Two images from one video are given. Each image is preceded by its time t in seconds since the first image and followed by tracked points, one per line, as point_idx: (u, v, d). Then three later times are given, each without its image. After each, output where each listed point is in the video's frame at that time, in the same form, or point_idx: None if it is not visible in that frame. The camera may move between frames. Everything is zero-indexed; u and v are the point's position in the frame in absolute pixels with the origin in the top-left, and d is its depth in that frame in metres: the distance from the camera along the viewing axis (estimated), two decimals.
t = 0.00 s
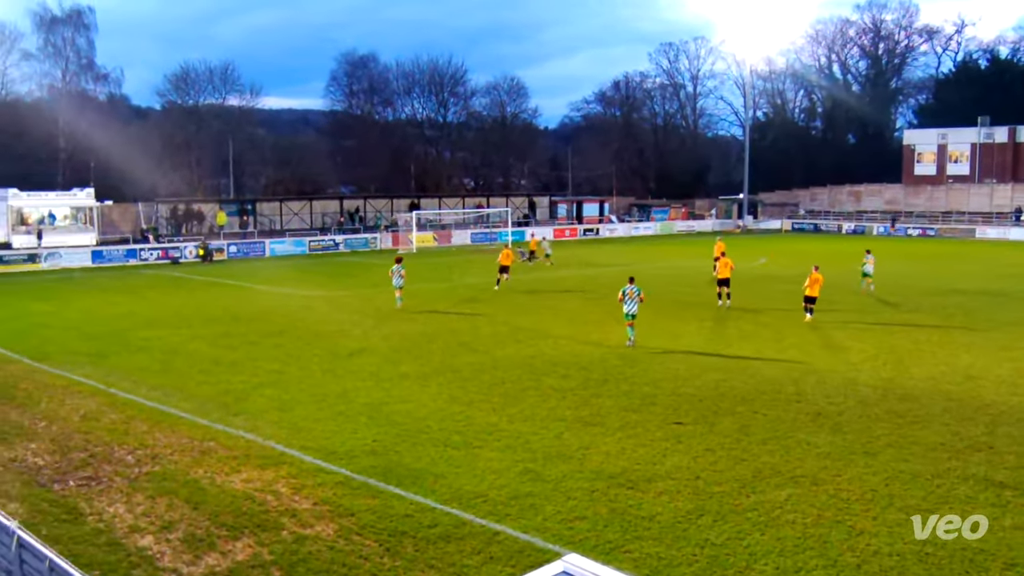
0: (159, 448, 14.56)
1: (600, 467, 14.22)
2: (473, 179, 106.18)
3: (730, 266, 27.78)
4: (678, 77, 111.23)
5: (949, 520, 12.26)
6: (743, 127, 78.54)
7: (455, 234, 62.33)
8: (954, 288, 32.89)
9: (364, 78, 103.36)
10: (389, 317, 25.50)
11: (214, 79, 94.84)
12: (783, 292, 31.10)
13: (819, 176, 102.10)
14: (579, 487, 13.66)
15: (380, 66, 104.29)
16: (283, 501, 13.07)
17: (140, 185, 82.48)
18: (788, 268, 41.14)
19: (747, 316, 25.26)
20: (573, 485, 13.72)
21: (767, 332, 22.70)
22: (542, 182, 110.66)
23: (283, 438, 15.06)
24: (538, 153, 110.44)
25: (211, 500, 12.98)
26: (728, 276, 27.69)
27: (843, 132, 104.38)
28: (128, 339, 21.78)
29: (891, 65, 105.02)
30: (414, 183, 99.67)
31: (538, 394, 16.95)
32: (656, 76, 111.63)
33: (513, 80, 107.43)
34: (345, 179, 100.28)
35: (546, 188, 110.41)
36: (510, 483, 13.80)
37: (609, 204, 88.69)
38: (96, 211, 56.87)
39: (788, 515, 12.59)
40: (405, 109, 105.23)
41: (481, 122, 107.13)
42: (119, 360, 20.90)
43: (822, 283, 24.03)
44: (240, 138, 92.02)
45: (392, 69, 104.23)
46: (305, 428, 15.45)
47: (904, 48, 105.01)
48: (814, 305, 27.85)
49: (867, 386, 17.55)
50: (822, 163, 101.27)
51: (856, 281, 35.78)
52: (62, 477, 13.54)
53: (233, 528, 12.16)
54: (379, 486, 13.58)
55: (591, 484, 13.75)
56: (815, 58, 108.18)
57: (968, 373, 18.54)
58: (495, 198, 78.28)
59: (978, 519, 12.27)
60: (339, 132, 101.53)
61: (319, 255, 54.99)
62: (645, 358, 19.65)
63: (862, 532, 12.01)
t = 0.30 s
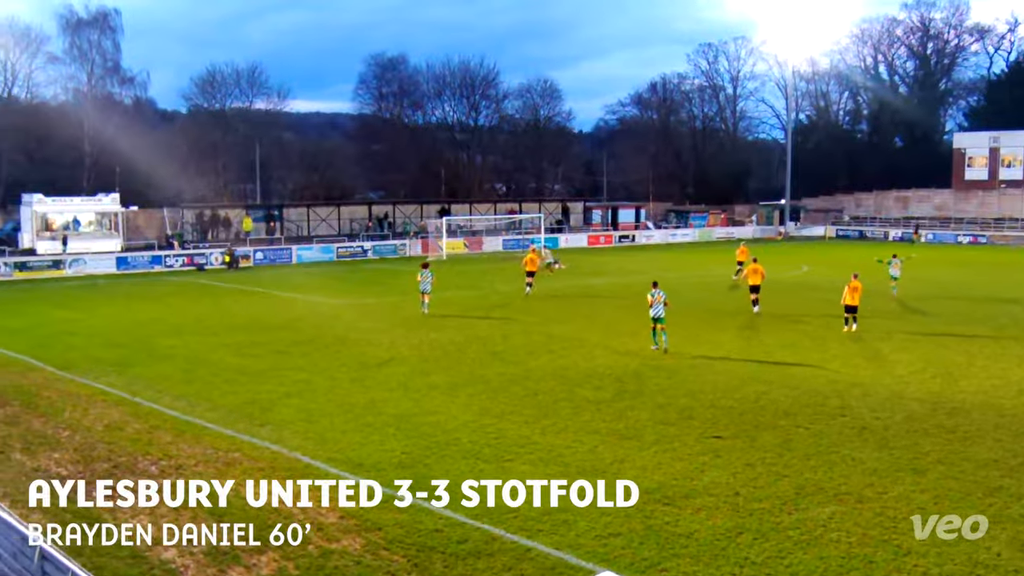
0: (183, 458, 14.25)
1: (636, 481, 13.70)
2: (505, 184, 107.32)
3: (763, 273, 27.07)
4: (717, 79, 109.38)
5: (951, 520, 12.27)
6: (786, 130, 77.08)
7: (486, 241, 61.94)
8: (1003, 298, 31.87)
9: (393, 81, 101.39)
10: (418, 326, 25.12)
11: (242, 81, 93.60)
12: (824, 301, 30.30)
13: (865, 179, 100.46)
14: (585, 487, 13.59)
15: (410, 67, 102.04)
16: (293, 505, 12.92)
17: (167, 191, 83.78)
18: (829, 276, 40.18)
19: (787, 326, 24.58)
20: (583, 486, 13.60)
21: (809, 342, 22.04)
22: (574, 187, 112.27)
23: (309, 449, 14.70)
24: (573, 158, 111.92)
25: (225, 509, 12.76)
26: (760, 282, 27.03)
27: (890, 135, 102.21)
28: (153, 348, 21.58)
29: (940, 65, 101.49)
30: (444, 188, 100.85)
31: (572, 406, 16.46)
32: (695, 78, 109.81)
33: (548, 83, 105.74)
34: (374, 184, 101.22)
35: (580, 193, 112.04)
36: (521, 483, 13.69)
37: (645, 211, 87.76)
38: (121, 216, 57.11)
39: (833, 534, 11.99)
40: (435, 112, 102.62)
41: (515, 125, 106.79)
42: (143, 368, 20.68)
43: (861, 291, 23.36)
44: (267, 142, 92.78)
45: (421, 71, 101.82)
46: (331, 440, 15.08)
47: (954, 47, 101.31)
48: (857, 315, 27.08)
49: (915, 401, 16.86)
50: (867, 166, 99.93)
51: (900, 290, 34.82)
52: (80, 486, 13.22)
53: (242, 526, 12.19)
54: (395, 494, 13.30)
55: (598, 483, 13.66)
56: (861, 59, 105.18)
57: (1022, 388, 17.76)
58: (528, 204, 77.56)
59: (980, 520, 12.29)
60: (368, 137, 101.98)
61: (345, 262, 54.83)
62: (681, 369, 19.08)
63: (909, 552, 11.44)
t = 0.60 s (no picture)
0: (206, 467, 13.93)
1: (670, 494, 13.19)
2: (535, 185, 106.86)
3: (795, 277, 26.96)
4: (756, 76, 107.30)
5: (950, 520, 12.22)
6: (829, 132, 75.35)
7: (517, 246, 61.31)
8: None
9: (422, 80, 102.29)
10: (446, 332, 24.73)
11: (267, 81, 92.48)
12: (867, 307, 29.48)
13: (912, 180, 99.47)
14: (585, 488, 13.47)
15: (439, 66, 102.62)
16: (292, 505, 12.86)
17: (190, 193, 84.07)
18: (871, 282, 39.21)
19: (827, 334, 23.93)
20: (585, 486, 13.48)
21: (851, 351, 21.38)
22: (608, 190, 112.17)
23: (335, 459, 14.32)
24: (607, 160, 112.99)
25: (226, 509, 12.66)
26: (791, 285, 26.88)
27: (938, 135, 100.31)
28: (176, 353, 21.34)
29: (990, 61, 97.86)
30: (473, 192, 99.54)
31: (605, 416, 15.96)
32: (733, 76, 107.88)
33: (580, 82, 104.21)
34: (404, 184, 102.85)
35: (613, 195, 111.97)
36: (529, 487, 13.47)
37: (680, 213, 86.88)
38: (144, 219, 57.17)
39: (877, 550, 11.42)
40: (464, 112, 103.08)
41: (545, 125, 105.75)
42: (165, 373, 20.46)
43: (904, 297, 22.80)
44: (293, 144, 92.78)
45: (451, 71, 102.18)
46: (357, 449, 14.70)
47: (1005, 43, 97.11)
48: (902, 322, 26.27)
49: (965, 413, 16.17)
50: (915, 166, 99.22)
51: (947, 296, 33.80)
52: (80, 486, 13.11)
53: (243, 526, 12.12)
54: (395, 493, 13.24)
55: (599, 482, 13.54)
56: (907, 56, 102.46)
57: None
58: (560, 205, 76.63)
59: (979, 520, 12.21)
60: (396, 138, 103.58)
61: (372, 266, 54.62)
62: (717, 378, 18.50)
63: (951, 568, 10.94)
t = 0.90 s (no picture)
0: (229, 472, 13.66)
1: (705, 505, 12.75)
2: (566, 185, 106.57)
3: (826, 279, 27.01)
4: (796, 71, 105.23)
5: (951, 520, 12.09)
6: (871, 130, 73.64)
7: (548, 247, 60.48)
8: None
9: (450, 77, 101.03)
10: (474, 335, 24.36)
11: (291, 79, 92.61)
12: (908, 312, 28.77)
13: (959, 179, 97.14)
14: (584, 488, 13.35)
15: (467, 63, 101.48)
16: (292, 505, 12.74)
17: (212, 192, 84.46)
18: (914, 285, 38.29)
19: (867, 339, 23.34)
20: (584, 485, 13.35)
21: (892, 357, 20.79)
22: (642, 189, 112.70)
23: (360, 465, 13.99)
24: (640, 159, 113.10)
25: (226, 509, 12.56)
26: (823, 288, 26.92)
27: (985, 133, 97.76)
28: (198, 357, 21.12)
29: None
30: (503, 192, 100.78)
31: (637, 423, 15.53)
32: (771, 72, 106.31)
33: (612, 79, 103.03)
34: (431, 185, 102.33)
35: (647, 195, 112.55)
36: (529, 487, 13.34)
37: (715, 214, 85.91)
38: (166, 220, 57.25)
39: (921, 564, 10.92)
40: (493, 110, 103.56)
41: (577, 123, 104.93)
42: (187, 377, 20.26)
43: (948, 300, 22.27)
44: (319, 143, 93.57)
45: (480, 68, 102.11)
46: (384, 455, 14.35)
47: None
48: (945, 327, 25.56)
49: (1013, 422, 15.57)
50: (963, 165, 96.77)
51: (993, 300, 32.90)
52: (80, 486, 13.01)
53: (243, 526, 12.03)
54: (395, 493, 13.13)
55: (599, 482, 13.42)
56: (952, 52, 100.38)
57: None
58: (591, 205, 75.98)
59: (980, 520, 12.09)
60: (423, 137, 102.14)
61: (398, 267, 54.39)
62: (753, 384, 18.02)
63: None
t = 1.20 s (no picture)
0: (255, 476, 13.49)
1: (740, 512, 12.39)
2: (599, 185, 104.69)
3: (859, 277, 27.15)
4: (834, 68, 104.90)
5: (951, 520, 11.99)
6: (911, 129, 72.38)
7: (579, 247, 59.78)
8: None
9: (479, 75, 101.31)
10: (503, 338, 24.12)
11: (318, 77, 93.54)
12: (950, 316, 28.16)
13: (1002, 179, 95.64)
14: (584, 488, 13.26)
15: (497, 61, 101.88)
16: (292, 505, 12.66)
17: (237, 193, 84.42)
18: (956, 288, 37.52)
19: (907, 343, 22.84)
20: (584, 486, 13.28)
21: (934, 362, 20.32)
22: (674, 190, 110.15)
23: (387, 470, 13.76)
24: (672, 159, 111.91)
25: (227, 509, 12.47)
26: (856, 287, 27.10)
27: None
28: (224, 359, 20.98)
29: None
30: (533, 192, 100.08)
31: (670, 429, 15.21)
32: (809, 69, 105.76)
33: (644, 77, 103.43)
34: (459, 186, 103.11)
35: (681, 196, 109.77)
36: (529, 487, 13.26)
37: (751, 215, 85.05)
38: (191, 220, 57.47)
39: None
40: (522, 109, 103.12)
41: (609, 122, 104.36)
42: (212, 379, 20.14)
43: (995, 303, 21.77)
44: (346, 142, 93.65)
45: (508, 66, 102.16)
46: (412, 460, 14.11)
47: None
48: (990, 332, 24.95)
49: None
50: (1007, 165, 95.03)
51: None
52: (80, 486, 12.91)
53: (243, 526, 11.94)
54: (396, 493, 13.05)
55: (599, 482, 13.34)
56: (997, 48, 99.41)
57: None
58: (623, 206, 75.46)
59: (979, 520, 12.00)
60: (452, 136, 102.60)
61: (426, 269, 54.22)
62: (789, 389, 17.65)
63: None
